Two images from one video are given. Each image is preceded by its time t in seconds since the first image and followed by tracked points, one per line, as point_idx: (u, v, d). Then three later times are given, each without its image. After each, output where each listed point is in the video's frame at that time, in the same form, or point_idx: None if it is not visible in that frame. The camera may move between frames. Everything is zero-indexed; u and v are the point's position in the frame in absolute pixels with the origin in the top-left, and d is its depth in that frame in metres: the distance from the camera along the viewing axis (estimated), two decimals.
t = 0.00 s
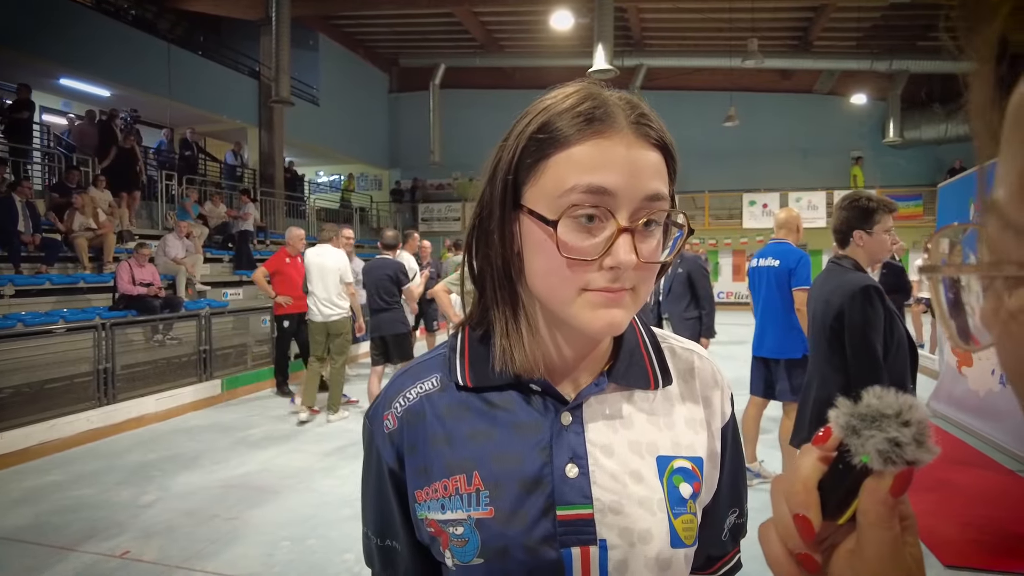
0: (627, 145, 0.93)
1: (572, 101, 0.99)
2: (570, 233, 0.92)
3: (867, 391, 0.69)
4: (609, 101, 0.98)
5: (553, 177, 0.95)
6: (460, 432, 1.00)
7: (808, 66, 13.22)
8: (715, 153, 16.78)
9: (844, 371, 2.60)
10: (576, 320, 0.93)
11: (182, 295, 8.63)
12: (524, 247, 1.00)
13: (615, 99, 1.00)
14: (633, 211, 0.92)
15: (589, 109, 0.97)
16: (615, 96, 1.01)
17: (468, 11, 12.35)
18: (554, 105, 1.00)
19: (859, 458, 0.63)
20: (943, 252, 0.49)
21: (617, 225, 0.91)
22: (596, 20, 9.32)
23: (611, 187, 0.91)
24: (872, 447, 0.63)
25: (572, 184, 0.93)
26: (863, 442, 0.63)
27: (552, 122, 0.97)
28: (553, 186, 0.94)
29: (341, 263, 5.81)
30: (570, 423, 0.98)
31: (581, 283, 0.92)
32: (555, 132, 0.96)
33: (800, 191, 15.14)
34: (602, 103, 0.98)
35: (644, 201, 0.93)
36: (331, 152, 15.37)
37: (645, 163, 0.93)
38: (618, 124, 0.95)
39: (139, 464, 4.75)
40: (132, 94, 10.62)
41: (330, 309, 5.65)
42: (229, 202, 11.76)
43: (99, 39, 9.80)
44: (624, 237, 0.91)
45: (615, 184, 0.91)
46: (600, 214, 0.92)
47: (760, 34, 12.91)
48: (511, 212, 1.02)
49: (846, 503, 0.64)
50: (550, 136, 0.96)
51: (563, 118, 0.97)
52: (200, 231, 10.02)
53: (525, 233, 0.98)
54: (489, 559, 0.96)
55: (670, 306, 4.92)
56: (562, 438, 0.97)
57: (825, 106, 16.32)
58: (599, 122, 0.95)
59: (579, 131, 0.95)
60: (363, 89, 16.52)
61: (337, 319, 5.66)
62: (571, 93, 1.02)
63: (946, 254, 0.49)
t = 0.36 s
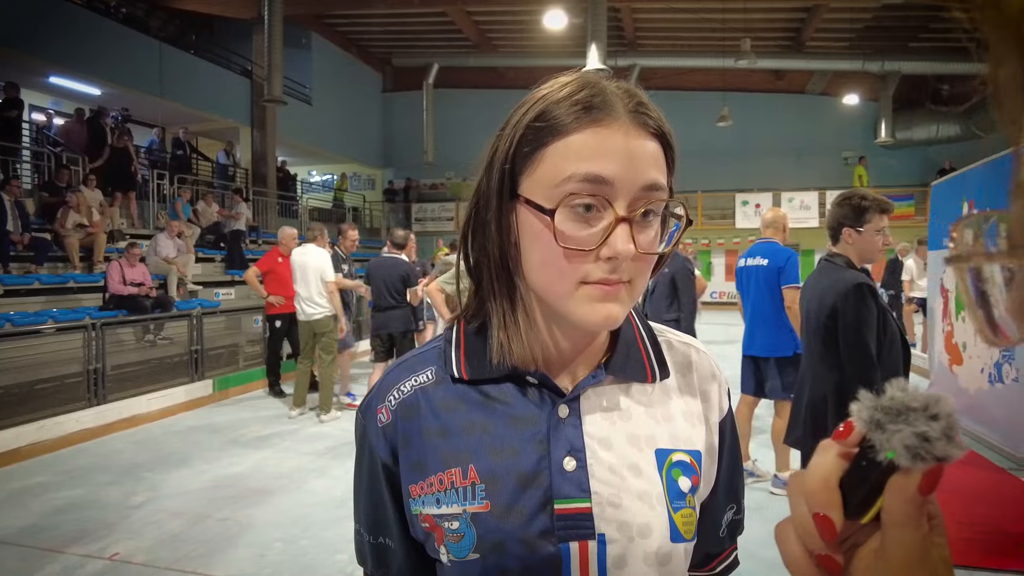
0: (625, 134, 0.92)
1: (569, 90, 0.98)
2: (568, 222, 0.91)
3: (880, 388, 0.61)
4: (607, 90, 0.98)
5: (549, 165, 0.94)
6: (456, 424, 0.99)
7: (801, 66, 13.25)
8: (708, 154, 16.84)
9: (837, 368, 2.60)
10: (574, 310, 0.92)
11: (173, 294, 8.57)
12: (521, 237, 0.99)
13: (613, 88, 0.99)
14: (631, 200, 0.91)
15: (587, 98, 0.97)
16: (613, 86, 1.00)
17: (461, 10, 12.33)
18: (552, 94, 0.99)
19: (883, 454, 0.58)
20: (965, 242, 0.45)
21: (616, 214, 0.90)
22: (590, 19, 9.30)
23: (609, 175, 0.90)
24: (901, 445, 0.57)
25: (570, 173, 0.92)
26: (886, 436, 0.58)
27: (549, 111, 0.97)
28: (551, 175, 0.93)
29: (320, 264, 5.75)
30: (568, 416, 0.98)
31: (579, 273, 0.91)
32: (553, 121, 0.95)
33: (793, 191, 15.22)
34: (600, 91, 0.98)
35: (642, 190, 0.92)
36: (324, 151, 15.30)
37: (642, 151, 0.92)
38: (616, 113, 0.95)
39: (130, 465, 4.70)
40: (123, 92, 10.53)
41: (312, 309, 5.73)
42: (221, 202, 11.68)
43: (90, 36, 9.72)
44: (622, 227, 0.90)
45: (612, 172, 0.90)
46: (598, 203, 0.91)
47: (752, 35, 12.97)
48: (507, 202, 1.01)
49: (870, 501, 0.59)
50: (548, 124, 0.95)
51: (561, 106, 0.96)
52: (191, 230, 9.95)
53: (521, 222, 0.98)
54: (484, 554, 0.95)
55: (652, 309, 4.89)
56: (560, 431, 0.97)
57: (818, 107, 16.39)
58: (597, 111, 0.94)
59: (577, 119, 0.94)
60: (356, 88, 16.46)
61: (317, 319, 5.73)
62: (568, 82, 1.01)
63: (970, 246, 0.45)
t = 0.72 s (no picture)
0: (624, 133, 0.92)
1: (567, 90, 0.98)
2: (566, 222, 0.91)
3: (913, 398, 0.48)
4: (605, 89, 0.97)
5: (547, 165, 0.93)
6: (452, 428, 0.98)
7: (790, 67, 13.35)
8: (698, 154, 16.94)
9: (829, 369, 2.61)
10: (571, 311, 0.92)
11: (162, 294, 8.50)
12: (518, 238, 0.98)
13: (612, 87, 0.99)
14: (629, 199, 0.91)
15: (586, 97, 0.96)
16: (612, 86, 1.00)
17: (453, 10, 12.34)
18: (550, 93, 0.99)
19: (912, 460, 0.46)
20: (1001, 249, 0.42)
21: (613, 214, 0.90)
22: (581, 19, 9.31)
23: (607, 173, 0.90)
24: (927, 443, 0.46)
25: (568, 171, 0.91)
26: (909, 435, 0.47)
27: (548, 110, 0.96)
28: (548, 173, 0.93)
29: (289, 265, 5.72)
30: (565, 421, 0.97)
31: (577, 274, 0.91)
32: (551, 120, 0.95)
33: (783, 192, 15.33)
34: (598, 91, 0.98)
35: (640, 190, 0.91)
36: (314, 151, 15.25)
37: (640, 151, 0.92)
38: (615, 112, 0.95)
39: (118, 467, 4.66)
40: (112, 91, 10.43)
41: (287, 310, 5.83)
42: (211, 202, 11.61)
43: (77, 32, 9.62)
44: (621, 226, 0.90)
45: (611, 170, 0.90)
46: (595, 202, 0.90)
47: (743, 35, 13.04)
48: (505, 202, 1.00)
49: (896, 510, 0.47)
50: (547, 123, 0.95)
51: (559, 105, 0.96)
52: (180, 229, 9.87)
53: (519, 223, 0.97)
54: (482, 560, 0.94)
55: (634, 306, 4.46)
56: (557, 435, 0.96)
57: (807, 108, 16.50)
58: (596, 110, 0.94)
59: (575, 118, 0.94)
60: (347, 88, 16.41)
61: (291, 319, 5.77)
62: (566, 82, 1.01)
63: (1002, 253, 0.42)
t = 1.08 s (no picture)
0: (618, 132, 0.91)
1: (560, 87, 0.97)
2: (559, 222, 0.90)
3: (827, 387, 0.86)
4: (600, 87, 0.96)
5: (539, 164, 0.92)
6: (443, 434, 0.96)
7: (778, 69, 13.42)
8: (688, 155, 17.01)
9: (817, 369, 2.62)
10: (564, 313, 0.90)
11: (148, 295, 8.40)
12: (511, 237, 0.97)
13: (606, 84, 0.98)
14: (624, 200, 0.90)
15: (580, 94, 0.95)
16: (606, 83, 0.98)
17: (442, 10, 12.27)
18: (542, 91, 0.97)
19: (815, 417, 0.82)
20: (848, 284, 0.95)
21: (608, 215, 0.90)
22: (571, 19, 9.29)
23: (601, 173, 0.89)
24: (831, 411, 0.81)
25: (561, 171, 0.90)
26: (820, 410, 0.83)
27: (541, 107, 0.95)
28: (542, 172, 0.92)
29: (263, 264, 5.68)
30: (558, 426, 0.96)
31: (570, 275, 0.90)
32: (545, 117, 0.93)
33: (771, 192, 15.41)
34: (593, 87, 0.96)
35: (635, 191, 0.91)
36: (302, 151, 15.10)
37: (637, 150, 0.91)
38: (609, 109, 0.93)
39: (105, 470, 4.60)
40: (96, 89, 10.28)
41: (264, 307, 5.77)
42: (198, 202, 11.47)
43: (59, 29, 9.44)
44: (615, 227, 0.89)
45: (605, 170, 0.89)
46: (590, 203, 0.90)
47: (731, 37, 13.07)
48: (497, 200, 0.99)
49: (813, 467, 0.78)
50: (540, 121, 0.93)
51: (552, 102, 0.95)
52: (166, 230, 9.76)
53: (511, 223, 0.96)
54: (473, 569, 0.93)
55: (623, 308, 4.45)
56: (551, 441, 0.95)
57: (796, 109, 16.60)
58: (590, 108, 0.93)
59: (569, 115, 0.92)
60: (335, 87, 16.29)
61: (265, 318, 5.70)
62: (558, 79, 0.99)
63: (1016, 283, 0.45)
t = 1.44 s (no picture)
0: (588, 129, 0.89)
1: (535, 87, 0.95)
2: (524, 219, 0.89)
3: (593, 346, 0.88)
4: (573, 87, 0.94)
5: (509, 161, 0.92)
6: (426, 435, 0.95)
7: (764, 71, 13.51)
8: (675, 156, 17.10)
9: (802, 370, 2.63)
10: (533, 310, 0.89)
11: (133, 296, 8.29)
12: (484, 237, 0.96)
13: (583, 83, 0.96)
14: (592, 196, 0.89)
15: (552, 94, 0.93)
16: (581, 83, 0.95)
17: (430, 10, 12.21)
18: (516, 92, 0.96)
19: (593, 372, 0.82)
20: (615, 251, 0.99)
21: (575, 211, 0.89)
22: (559, 20, 9.28)
23: (567, 170, 0.88)
24: (601, 359, 0.83)
25: (526, 167, 0.90)
26: (591, 363, 0.83)
27: (514, 106, 0.93)
28: (510, 169, 0.91)
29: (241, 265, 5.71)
30: (541, 429, 0.93)
31: (538, 273, 0.88)
32: (518, 117, 0.92)
33: (757, 193, 15.53)
34: (567, 87, 0.94)
35: (603, 187, 0.89)
36: (289, 150, 14.98)
37: (608, 147, 0.90)
38: (579, 107, 0.91)
39: (87, 473, 4.52)
40: (78, 87, 10.13)
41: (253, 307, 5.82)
42: (183, 202, 11.33)
43: (39, 24, 9.26)
44: (581, 224, 0.88)
45: (572, 167, 0.88)
46: (556, 199, 0.89)
47: (718, 38, 13.11)
48: (471, 203, 0.98)
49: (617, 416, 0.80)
50: (512, 119, 0.92)
51: (526, 101, 0.93)
52: (151, 230, 9.64)
53: (483, 223, 0.95)
54: (455, 572, 0.91)
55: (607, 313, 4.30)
56: (533, 444, 0.92)
57: (781, 111, 16.73)
58: (561, 105, 0.91)
59: (540, 113, 0.91)
60: (322, 87, 16.19)
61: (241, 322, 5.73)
62: (537, 80, 0.98)
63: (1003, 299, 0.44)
